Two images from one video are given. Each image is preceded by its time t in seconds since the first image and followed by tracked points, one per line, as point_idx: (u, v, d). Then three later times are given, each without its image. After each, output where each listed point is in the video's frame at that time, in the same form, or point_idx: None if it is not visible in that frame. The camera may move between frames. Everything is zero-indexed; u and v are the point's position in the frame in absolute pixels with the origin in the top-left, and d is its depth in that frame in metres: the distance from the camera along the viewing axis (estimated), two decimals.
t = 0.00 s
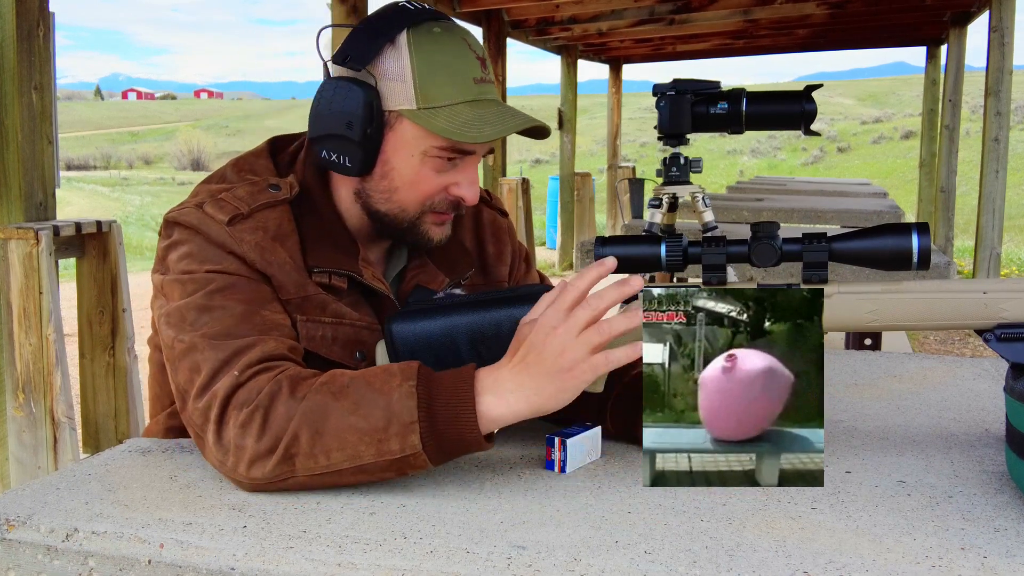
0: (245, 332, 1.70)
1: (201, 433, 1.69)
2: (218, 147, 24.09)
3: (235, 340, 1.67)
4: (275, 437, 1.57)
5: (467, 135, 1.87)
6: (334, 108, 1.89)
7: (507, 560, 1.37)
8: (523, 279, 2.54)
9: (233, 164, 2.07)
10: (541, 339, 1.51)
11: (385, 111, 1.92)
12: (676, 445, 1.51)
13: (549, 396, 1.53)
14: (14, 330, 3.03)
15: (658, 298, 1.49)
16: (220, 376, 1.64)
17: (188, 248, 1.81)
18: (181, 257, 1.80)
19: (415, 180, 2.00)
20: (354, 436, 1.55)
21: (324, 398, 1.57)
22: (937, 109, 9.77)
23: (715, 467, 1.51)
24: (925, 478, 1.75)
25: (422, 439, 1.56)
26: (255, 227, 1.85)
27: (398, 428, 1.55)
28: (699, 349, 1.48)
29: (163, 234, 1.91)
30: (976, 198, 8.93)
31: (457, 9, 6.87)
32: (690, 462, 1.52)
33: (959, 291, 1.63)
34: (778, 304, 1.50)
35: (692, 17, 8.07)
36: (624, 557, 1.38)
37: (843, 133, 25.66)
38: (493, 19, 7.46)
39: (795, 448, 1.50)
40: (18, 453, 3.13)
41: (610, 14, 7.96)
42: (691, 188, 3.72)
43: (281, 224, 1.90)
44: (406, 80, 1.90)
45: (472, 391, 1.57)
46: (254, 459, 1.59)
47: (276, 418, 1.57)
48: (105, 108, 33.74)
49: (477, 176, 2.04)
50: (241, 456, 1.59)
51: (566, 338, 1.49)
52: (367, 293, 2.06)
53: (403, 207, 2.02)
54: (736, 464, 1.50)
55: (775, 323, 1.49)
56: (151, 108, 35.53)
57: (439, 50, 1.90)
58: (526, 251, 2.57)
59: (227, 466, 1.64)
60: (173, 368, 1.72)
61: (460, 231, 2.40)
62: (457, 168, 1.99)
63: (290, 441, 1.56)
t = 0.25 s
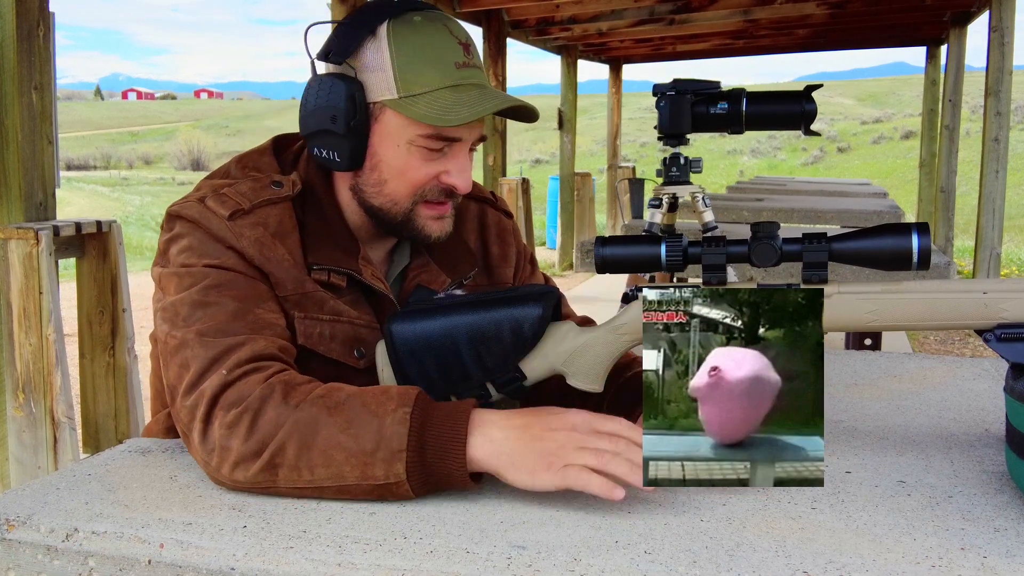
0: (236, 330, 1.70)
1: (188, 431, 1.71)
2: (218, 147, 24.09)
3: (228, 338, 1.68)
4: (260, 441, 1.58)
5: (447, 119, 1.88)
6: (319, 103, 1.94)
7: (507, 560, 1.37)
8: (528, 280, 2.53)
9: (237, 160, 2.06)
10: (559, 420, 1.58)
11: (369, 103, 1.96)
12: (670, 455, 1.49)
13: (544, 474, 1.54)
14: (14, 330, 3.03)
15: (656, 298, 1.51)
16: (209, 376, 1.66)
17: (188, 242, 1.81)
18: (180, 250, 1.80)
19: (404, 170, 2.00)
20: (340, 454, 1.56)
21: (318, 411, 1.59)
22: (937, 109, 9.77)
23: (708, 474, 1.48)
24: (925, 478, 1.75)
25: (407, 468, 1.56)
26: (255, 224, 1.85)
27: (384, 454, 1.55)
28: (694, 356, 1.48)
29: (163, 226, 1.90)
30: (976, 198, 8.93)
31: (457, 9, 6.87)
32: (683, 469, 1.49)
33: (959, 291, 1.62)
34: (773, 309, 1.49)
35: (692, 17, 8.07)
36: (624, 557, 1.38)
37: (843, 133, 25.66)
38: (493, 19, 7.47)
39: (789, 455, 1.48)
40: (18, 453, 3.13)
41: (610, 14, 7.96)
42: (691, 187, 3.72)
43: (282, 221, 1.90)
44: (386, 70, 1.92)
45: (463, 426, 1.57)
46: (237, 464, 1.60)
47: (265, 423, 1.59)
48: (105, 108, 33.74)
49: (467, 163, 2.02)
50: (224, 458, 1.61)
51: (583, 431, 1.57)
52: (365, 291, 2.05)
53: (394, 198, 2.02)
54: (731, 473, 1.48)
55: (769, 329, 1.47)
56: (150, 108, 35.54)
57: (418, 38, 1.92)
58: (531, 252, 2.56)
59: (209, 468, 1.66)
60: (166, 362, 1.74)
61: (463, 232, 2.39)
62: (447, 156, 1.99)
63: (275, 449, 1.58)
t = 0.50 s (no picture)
0: (224, 344, 1.70)
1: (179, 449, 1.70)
2: (218, 147, 24.09)
3: (217, 353, 1.68)
4: (252, 466, 1.57)
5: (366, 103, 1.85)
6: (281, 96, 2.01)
7: (507, 560, 1.37)
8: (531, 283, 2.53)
9: (235, 166, 2.06)
10: (569, 450, 1.62)
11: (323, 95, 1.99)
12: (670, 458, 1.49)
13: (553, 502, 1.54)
14: (14, 330, 3.03)
15: (657, 299, 1.51)
16: (198, 393, 1.66)
17: (180, 252, 1.81)
18: (172, 261, 1.81)
19: (347, 164, 1.98)
20: (335, 479, 1.55)
21: (312, 435, 1.57)
22: (937, 109, 9.77)
23: (709, 475, 1.48)
24: (925, 478, 1.75)
25: (404, 492, 1.55)
26: (250, 235, 1.85)
27: (380, 478, 1.55)
28: (695, 356, 1.49)
29: (158, 234, 1.90)
30: (976, 198, 8.93)
31: (457, 9, 6.87)
32: (684, 470, 1.49)
33: (959, 291, 1.62)
34: (776, 310, 1.49)
35: (692, 17, 8.07)
36: (624, 557, 1.38)
37: (843, 133, 25.66)
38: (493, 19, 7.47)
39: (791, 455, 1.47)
40: (18, 453, 3.13)
41: (610, 14, 7.96)
42: (691, 187, 3.73)
43: (278, 232, 1.91)
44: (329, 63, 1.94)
45: (462, 448, 1.57)
46: (230, 488, 1.59)
47: (257, 447, 1.57)
48: (104, 108, 33.74)
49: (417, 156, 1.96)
50: (216, 481, 1.60)
51: (591, 462, 1.60)
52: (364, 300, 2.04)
53: (344, 194, 1.99)
54: (732, 473, 1.48)
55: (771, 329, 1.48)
56: (151, 108, 35.54)
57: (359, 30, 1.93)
58: (534, 255, 2.56)
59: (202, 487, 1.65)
60: (157, 375, 1.75)
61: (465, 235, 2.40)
62: (389, 146, 1.94)
63: (269, 474, 1.56)
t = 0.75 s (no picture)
0: (223, 345, 1.70)
1: (179, 450, 1.70)
2: (218, 147, 24.10)
3: (215, 354, 1.68)
4: (251, 466, 1.57)
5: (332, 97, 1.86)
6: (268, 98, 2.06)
7: (506, 560, 1.37)
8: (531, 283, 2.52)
9: (230, 168, 2.06)
10: (569, 450, 1.62)
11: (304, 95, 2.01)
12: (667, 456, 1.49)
13: (555, 501, 1.54)
14: (14, 330, 3.03)
15: (657, 298, 1.50)
16: (196, 394, 1.66)
17: (178, 255, 1.81)
18: (170, 263, 1.81)
19: (329, 163, 1.98)
20: (335, 479, 1.55)
21: (311, 436, 1.57)
22: (937, 109, 9.76)
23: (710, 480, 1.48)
24: (925, 478, 1.75)
25: (405, 492, 1.55)
26: (247, 237, 1.85)
27: (380, 479, 1.55)
28: (699, 351, 1.48)
29: (156, 237, 1.90)
30: (976, 198, 8.93)
31: (457, 9, 6.86)
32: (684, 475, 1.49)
33: (959, 291, 1.62)
34: (784, 308, 1.49)
35: (692, 17, 8.07)
36: (624, 557, 1.38)
37: (843, 133, 25.66)
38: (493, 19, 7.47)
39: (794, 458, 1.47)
40: (18, 453, 3.13)
41: (610, 14, 7.96)
42: (691, 187, 3.73)
43: (275, 234, 1.91)
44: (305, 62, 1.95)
45: (463, 447, 1.57)
46: (230, 488, 1.59)
47: (255, 448, 1.58)
48: (104, 108, 33.75)
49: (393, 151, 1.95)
50: (215, 482, 1.60)
51: (591, 462, 1.60)
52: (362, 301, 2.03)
53: (330, 193, 1.98)
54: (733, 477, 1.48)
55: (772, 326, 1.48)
56: (151, 108, 35.55)
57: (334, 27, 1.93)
58: (534, 255, 2.56)
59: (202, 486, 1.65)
60: (156, 377, 1.75)
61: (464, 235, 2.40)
62: (367, 144, 1.95)
63: (268, 475, 1.56)
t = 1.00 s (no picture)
0: (223, 345, 1.70)
1: (178, 450, 1.70)
2: (218, 147, 24.10)
3: (215, 354, 1.68)
4: (251, 466, 1.57)
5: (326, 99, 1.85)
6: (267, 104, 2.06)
7: (507, 560, 1.37)
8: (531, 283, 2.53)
9: (231, 168, 2.06)
10: (569, 450, 1.62)
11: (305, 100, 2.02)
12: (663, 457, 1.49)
13: (556, 501, 1.54)
14: (14, 330, 3.03)
15: (659, 298, 1.52)
16: (197, 394, 1.66)
17: (180, 255, 1.81)
18: (172, 263, 1.81)
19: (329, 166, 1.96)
20: (335, 479, 1.55)
21: (311, 435, 1.57)
22: (937, 109, 9.76)
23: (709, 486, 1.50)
24: (925, 478, 1.75)
25: (405, 491, 1.55)
26: (249, 237, 1.85)
27: (380, 479, 1.55)
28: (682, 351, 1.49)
29: (157, 237, 1.91)
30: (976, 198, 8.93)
31: (457, 9, 6.86)
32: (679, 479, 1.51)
33: (960, 291, 1.62)
34: (772, 310, 1.50)
35: (692, 17, 8.07)
36: (625, 557, 1.38)
37: (843, 133, 25.67)
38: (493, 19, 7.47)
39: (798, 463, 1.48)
40: (18, 453, 3.13)
41: (610, 14, 7.96)
42: (690, 188, 3.73)
43: (276, 234, 1.91)
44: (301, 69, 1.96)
45: (463, 447, 1.57)
46: (230, 488, 1.59)
47: (255, 447, 1.58)
48: (105, 108, 33.76)
49: (389, 152, 1.94)
50: (215, 481, 1.60)
51: (591, 461, 1.60)
52: (362, 301, 2.03)
53: (331, 197, 1.97)
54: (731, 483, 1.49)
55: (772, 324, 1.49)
56: (151, 108, 35.56)
57: (329, 32, 1.93)
58: (534, 255, 2.56)
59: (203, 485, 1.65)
60: (156, 376, 1.75)
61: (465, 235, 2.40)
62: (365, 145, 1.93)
63: (268, 474, 1.56)
